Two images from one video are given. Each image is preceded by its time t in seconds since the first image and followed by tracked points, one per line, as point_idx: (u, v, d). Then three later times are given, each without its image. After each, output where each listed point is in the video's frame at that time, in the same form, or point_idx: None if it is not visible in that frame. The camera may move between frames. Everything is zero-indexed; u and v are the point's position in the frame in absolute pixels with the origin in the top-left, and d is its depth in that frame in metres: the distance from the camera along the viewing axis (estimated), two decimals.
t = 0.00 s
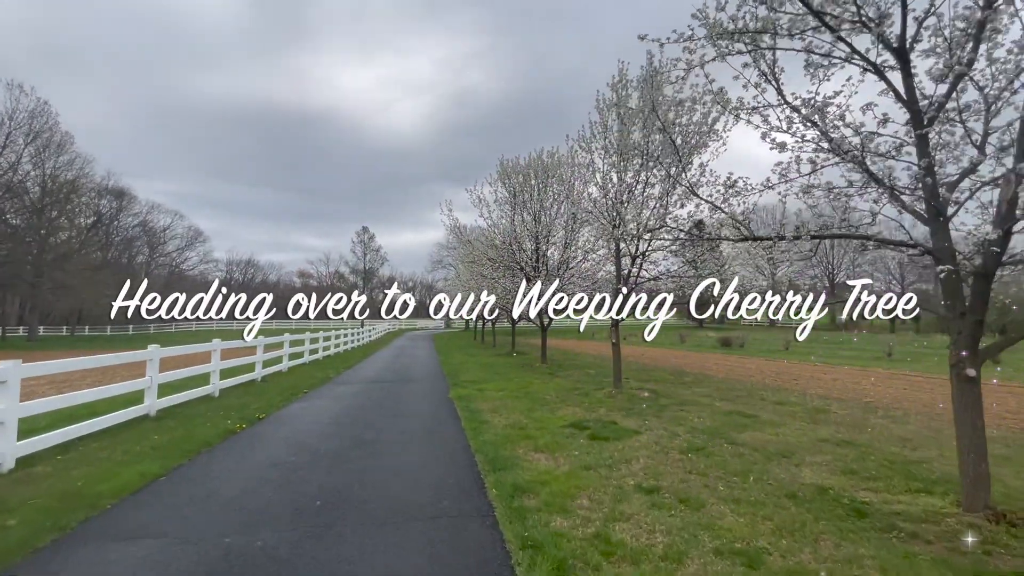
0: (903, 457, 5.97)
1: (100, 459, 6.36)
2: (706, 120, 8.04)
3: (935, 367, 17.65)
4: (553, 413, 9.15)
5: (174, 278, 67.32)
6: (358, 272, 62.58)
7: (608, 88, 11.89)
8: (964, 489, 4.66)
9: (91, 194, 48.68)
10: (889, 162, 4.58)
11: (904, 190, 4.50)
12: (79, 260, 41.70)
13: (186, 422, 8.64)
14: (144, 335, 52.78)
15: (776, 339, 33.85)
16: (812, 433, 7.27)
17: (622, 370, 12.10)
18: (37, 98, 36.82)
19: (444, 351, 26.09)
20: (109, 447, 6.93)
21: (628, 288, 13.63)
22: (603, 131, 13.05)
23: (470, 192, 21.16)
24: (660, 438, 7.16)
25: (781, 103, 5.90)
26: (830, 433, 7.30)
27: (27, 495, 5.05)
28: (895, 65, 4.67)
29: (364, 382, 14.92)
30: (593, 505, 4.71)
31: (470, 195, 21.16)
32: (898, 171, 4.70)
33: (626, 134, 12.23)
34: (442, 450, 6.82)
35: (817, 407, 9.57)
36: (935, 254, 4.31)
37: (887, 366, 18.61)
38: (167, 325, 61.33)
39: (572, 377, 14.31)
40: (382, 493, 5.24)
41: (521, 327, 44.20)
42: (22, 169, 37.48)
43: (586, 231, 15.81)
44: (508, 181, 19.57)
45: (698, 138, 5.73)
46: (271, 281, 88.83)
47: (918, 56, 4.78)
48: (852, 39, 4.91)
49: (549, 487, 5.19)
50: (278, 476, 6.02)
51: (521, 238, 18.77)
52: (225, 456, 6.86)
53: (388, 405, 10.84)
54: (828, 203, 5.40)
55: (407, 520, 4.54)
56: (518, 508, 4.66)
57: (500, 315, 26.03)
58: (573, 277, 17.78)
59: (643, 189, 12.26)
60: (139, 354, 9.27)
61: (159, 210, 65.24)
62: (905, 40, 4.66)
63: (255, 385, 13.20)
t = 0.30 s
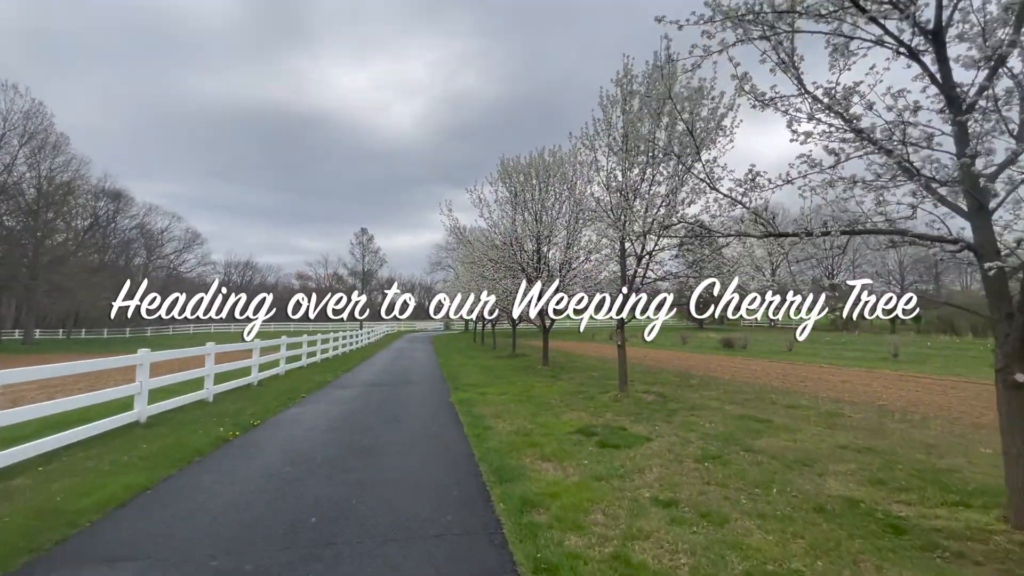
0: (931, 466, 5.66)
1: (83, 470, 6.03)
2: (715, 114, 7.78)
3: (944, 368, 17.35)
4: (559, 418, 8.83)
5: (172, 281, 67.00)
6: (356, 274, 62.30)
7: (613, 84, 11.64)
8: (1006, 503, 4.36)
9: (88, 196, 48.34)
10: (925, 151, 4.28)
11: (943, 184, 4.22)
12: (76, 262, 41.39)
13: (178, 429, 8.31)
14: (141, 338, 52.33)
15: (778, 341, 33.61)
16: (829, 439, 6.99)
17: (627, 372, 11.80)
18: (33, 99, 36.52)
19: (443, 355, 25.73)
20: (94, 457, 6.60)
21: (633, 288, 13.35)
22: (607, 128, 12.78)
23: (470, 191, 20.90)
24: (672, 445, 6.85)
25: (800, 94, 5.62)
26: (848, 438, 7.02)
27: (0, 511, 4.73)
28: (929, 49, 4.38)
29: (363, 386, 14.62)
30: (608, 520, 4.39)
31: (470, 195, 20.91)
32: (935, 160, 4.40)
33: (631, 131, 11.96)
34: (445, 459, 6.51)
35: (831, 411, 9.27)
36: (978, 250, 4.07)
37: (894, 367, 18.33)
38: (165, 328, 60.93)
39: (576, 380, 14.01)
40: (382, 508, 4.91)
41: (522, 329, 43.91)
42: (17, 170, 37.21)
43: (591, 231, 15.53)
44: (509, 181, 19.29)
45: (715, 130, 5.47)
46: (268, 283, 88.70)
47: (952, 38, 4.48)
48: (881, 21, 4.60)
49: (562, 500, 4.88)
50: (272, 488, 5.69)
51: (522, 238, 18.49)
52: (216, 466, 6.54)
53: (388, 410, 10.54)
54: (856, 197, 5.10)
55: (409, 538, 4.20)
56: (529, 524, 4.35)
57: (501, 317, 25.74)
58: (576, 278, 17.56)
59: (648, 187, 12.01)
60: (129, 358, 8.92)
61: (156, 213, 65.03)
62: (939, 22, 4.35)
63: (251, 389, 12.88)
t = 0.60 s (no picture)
0: (959, 474, 5.36)
1: (62, 480, 5.69)
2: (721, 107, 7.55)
3: (952, 369, 17.07)
4: (562, 422, 8.51)
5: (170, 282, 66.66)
6: (355, 275, 61.95)
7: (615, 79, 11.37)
8: None
9: (84, 197, 47.97)
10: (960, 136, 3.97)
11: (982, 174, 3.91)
12: (72, 264, 41.06)
13: (166, 435, 7.98)
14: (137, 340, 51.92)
15: (780, 342, 33.34)
16: (847, 444, 6.70)
17: (632, 374, 11.48)
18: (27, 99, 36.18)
19: (443, 356, 25.39)
20: (76, 466, 6.26)
21: (637, 288, 13.03)
22: (610, 125, 12.48)
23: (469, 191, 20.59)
24: (682, 452, 6.53)
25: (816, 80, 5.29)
26: (866, 444, 6.72)
27: None
28: (962, 29, 4.05)
29: (361, 389, 14.30)
30: (621, 536, 4.08)
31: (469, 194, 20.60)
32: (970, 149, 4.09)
33: (634, 127, 11.70)
34: (446, 467, 6.21)
35: (843, 414, 8.98)
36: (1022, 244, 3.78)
37: (901, 368, 18.05)
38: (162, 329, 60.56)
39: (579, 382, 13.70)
40: (378, 522, 4.57)
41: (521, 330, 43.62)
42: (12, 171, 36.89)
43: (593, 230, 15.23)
44: (509, 179, 18.97)
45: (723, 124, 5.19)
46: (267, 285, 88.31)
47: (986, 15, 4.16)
48: None
49: (571, 513, 4.57)
50: (261, 500, 5.35)
51: (523, 238, 18.19)
52: (205, 475, 6.20)
53: (386, 414, 10.23)
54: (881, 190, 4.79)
55: (406, 556, 3.88)
56: (537, 540, 4.04)
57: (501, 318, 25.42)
58: (578, 278, 17.26)
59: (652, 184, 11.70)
60: (115, 361, 8.55)
61: (154, 214, 64.71)
62: None
63: (246, 393, 12.54)
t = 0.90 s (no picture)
0: (989, 485, 5.04)
1: (34, 492, 5.36)
2: (730, 99, 7.27)
3: (961, 371, 16.73)
4: (565, 428, 8.17)
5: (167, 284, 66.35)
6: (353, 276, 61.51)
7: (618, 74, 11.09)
8: None
9: (81, 198, 47.54)
10: (1005, 120, 3.60)
11: None
12: (69, 266, 40.68)
13: (151, 442, 7.65)
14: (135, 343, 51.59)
15: (782, 342, 33.06)
16: (866, 452, 6.36)
17: (635, 377, 11.15)
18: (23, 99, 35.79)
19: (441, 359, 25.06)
20: (51, 477, 5.92)
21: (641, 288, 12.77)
22: (612, 121, 12.17)
23: (468, 190, 20.26)
24: (692, 460, 6.21)
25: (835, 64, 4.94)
26: (884, 451, 6.41)
27: None
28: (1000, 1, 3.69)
29: (357, 392, 13.96)
30: (633, 556, 3.74)
31: (468, 193, 20.27)
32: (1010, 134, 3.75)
33: (638, 123, 11.40)
34: (443, 478, 5.88)
35: (856, 419, 8.65)
36: None
37: (910, 370, 17.69)
38: (160, 332, 60.20)
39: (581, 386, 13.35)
40: (368, 541, 4.25)
41: (521, 331, 43.30)
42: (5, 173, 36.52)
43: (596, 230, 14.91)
44: (508, 178, 18.65)
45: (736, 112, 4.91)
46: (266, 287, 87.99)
47: None
48: None
49: (577, 530, 4.23)
50: (244, 515, 5.01)
51: (522, 238, 17.87)
52: (187, 486, 5.87)
53: (382, 420, 9.89)
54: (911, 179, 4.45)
55: None
56: (540, 562, 3.70)
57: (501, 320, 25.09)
58: (580, 279, 16.99)
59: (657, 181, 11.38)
60: (98, 365, 8.20)
61: (152, 216, 64.47)
62: None
63: (240, 397, 12.20)
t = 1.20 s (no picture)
0: (1021, 498, 4.74)
1: (5, 507, 5.04)
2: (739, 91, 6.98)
3: (969, 373, 16.45)
4: (568, 434, 7.87)
5: (165, 285, 66.04)
6: (352, 276, 61.20)
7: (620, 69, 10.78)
8: None
9: (77, 198, 47.08)
10: None
11: None
12: (64, 266, 40.22)
13: (137, 450, 7.34)
14: (132, 344, 51.27)
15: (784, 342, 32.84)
16: (884, 461, 6.06)
17: (639, 381, 10.85)
18: (19, 98, 35.41)
19: (441, 360, 24.76)
20: (26, 489, 5.59)
21: (645, 289, 12.47)
22: (614, 117, 11.86)
23: (467, 188, 19.97)
24: (702, 470, 5.89)
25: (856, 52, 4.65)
26: (904, 460, 6.11)
27: None
28: None
29: (354, 396, 13.64)
30: None
31: (467, 192, 19.97)
32: None
33: (642, 119, 11.12)
34: (440, 490, 5.57)
35: (869, 424, 8.36)
36: None
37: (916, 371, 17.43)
38: (158, 332, 59.90)
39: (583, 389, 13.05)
40: (358, 562, 3.94)
41: (520, 331, 42.96)
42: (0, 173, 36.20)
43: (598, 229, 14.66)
44: (508, 177, 18.32)
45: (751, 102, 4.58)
46: (264, 287, 87.65)
47: None
48: None
49: (585, 551, 3.90)
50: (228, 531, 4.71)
51: (522, 238, 17.58)
52: (169, 500, 5.52)
53: (378, 425, 9.58)
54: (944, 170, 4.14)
55: None
56: None
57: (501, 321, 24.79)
58: (581, 279, 16.79)
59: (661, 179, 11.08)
60: (81, 369, 7.84)
61: (150, 217, 64.19)
62: None
63: (233, 401, 11.88)
